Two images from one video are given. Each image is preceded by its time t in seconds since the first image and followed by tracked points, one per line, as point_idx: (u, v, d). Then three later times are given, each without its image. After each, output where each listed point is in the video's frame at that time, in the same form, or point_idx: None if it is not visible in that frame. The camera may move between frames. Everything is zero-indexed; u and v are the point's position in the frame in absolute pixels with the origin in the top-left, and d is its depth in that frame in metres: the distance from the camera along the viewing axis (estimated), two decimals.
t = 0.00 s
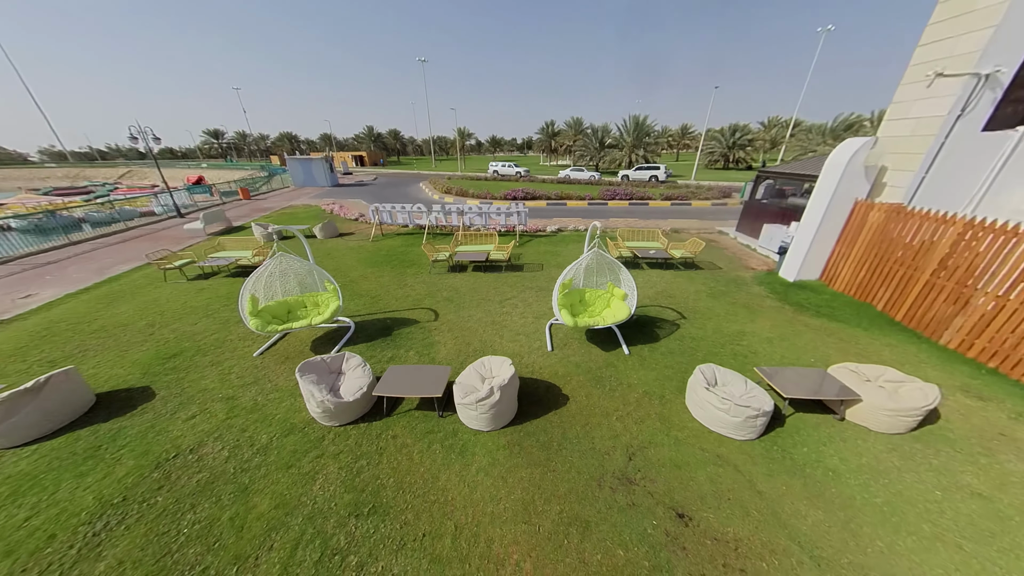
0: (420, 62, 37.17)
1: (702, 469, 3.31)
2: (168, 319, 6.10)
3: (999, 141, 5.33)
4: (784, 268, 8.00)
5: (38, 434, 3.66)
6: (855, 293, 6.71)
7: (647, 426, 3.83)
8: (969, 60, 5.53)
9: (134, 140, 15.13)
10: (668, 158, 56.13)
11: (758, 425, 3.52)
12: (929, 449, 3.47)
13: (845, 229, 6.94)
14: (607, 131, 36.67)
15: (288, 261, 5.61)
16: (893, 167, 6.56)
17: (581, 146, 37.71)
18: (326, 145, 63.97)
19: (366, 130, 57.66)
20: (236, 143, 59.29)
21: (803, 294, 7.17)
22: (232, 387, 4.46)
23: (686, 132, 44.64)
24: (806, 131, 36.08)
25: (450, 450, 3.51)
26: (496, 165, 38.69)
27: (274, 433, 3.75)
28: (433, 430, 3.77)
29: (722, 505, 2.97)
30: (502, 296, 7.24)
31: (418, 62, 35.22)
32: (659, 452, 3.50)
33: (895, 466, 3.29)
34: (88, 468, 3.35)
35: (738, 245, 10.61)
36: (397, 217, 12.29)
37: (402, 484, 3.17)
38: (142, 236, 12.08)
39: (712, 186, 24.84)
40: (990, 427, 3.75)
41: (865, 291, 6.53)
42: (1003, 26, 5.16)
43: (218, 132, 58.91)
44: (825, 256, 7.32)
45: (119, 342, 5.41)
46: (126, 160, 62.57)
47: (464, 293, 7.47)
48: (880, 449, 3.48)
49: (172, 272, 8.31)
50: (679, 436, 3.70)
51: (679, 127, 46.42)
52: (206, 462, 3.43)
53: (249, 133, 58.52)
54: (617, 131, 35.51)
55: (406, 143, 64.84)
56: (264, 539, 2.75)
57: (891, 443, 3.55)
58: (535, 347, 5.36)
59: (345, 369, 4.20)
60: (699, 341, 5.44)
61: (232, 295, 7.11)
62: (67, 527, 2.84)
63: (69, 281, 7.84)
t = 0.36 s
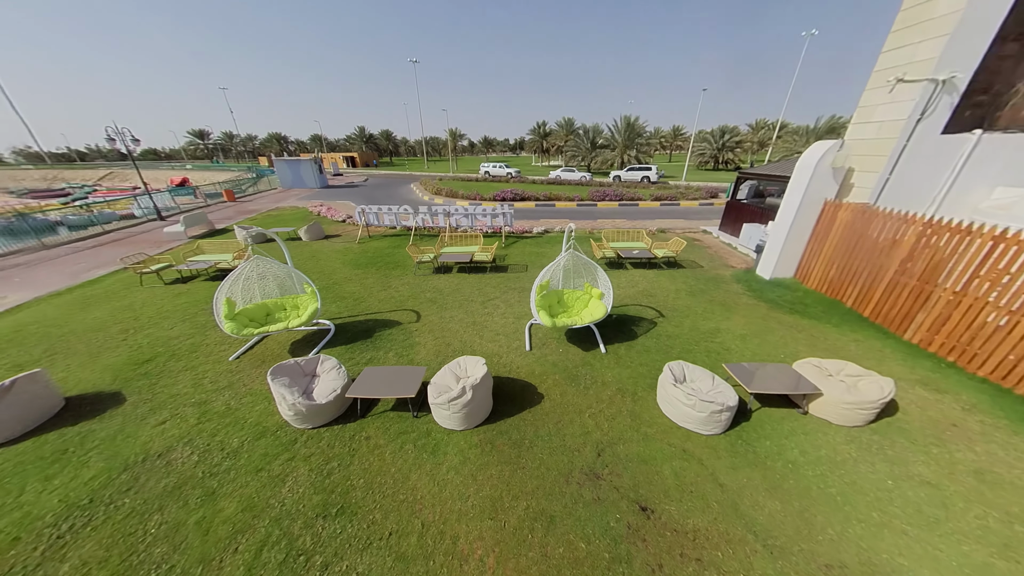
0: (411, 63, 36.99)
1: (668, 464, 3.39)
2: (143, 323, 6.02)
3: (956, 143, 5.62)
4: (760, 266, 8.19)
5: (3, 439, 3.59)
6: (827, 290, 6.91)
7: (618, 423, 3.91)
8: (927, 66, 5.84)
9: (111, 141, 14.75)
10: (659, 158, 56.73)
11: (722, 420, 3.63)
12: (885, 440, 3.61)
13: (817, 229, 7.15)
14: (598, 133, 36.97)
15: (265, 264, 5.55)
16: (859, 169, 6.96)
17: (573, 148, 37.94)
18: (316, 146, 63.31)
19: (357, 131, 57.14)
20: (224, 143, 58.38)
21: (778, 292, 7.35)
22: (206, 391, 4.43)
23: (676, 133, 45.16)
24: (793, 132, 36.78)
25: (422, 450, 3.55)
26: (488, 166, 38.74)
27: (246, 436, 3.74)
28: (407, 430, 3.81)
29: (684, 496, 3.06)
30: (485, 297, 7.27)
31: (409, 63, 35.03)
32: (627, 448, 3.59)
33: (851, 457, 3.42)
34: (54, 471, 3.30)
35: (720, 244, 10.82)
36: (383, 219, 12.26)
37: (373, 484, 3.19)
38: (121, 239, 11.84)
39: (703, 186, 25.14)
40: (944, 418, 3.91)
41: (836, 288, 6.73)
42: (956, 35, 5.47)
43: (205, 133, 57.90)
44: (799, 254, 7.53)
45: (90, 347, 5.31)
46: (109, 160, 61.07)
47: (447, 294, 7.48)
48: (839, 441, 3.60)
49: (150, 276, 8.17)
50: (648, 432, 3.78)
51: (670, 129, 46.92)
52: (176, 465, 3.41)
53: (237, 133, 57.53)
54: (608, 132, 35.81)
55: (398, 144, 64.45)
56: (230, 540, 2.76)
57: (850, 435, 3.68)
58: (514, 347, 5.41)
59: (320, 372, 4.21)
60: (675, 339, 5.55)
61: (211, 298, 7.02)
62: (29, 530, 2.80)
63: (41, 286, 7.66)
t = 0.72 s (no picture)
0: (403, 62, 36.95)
1: (633, 448, 3.59)
2: (128, 322, 6.06)
3: (913, 146, 5.97)
4: (737, 263, 8.48)
5: None
6: (797, 285, 7.22)
7: (589, 411, 4.11)
8: (882, 74, 6.24)
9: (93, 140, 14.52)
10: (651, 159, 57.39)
11: (686, 407, 3.84)
12: (836, 423, 3.86)
13: (789, 227, 7.44)
14: (590, 134, 37.32)
15: (248, 264, 5.61)
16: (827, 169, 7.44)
17: (565, 149, 38.25)
18: (307, 146, 62.81)
19: (349, 131, 56.85)
20: (212, 144, 57.59)
21: (753, 287, 7.63)
22: (190, 386, 4.52)
23: (668, 134, 45.72)
24: (780, 134, 37.53)
25: (400, 440, 3.70)
26: (480, 167, 38.79)
27: (229, 428, 3.85)
28: (387, 421, 3.95)
29: (646, 477, 3.27)
30: (470, 296, 7.43)
31: (401, 63, 34.97)
32: (596, 434, 3.78)
33: (804, 439, 3.65)
34: (38, 465, 3.38)
35: (702, 243, 11.12)
36: (372, 220, 12.35)
37: (351, 471, 3.34)
38: (105, 240, 11.74)
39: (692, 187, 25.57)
40: (893, 402, 4.17)
41: (805, 283, 7.03)
42: (906, 46, 5.86)
43: (192, 133, 57.10)
44: (772, 252, 7.84)
45: (74, 346, 5.36)
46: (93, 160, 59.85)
47: (433, 293, 7.63)
48: (794, 425, 3.84)
49: (134, 276, 8.17)
50: (618, 420, 3.98)
51: (661, 130, 47.51)
52: (160, 456, 3.51)
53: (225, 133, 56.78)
54: (600, 133, 36.16)
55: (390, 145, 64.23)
56: (211, 525, 2.89)
57: (805, 419, 3.92)
58: (495, 343, 5.58)
59: (302, 368, 4.32)
60: (650, 333, 5.77)
61: (196, 298, 7.06)
62: (13, 520, 2.89)
63: (22, 286, 7.62)
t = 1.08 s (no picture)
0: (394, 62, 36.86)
1: (602, 435, 3.79)
2: (110, 324, 6.07)
3: (876, 149, 6.32)
4: (715, 261, 8.75)
5: None
6: (770, 281, 7.53)
7: (563, 402, 4.30)
8: (845, 79, 6.62)
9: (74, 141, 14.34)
10: (642, 160, 58.04)
11: (652, 397, 4.04)
12: (793, 409, 4.11)
13: (763, 226, 7.73)
14: (580, 135, 37.70)
15: (233, 262, 5.66)
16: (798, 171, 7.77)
17: (557, 150, 38.60)
18: (296, 147, 62.20)
19: (339, 132, 56.42)
20: (198, 144, 56.63)
21: (729, 284, 7.91)
22: (173, 385, 4.58)
23: (658, 136, 46.37)
24: (766, 135, 38.36)
25: (379, 432, 3.84)
26: (472, 168, 38.85)
27: (212, 423, 3.95)
28: (367, 414, 4.09)
29: (612, 462, 3.46)
30: (455, 295, 7.57)
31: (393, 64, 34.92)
32: (568, 423, 3.97)
33: (761, 424, 3.89)
34: (19, 463, 3.44)
35: (684, 242, 11.43)
36: (360, 221, 12.40)
37: (331, 461, 3.47)
38: (86, 242, 11.59)
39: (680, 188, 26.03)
40: (848, 389, 4.44)
41: (778, 280, 7.31)
42: (866, 53, 6.23)
43: (177, 133, 56.02)
44: (747, 250, 8.12)
45: (55, 348, 5.37)
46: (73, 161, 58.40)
47: (419, 293, 7.75)
48: (754, 411, 4.08)
49: (117, 279, 8.13)
50: (590, 410, 4.17)
51: (651, 131, 48.16)
52: (143, 452, 3.59)
53: (212, 134, 55.89)
54: (591, 135, 36.56)
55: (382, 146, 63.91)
56: (193, 514, 3.00)
57: (765, 406, 4.16)
58: (476, 340, 5.73)
59: (285, 363, 4.43)
60: (627, 329, 5.98)
61: (180, 299, 7.07)
62: None
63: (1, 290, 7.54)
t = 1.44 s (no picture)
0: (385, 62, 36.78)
1: (576, 422, 3.96)
2: (91, 324, 6.06)
3: (841, 149, 6.73)
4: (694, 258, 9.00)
5: None
6: (745, 277, 7.80)
7: (540, 393, 4.45)
8: (812, 82, 6.82)
9: (54, 142, 14.11)
10: (634, 161, 58.70)
11: (624, 385, 4.22)
12: (757, 396, 4.32)
13: (738, 223, 7.99)
14: (572, 136, 38.07)
15: (216, 262, 5.70)
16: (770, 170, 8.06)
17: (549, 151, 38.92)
18: (286, 147, 61.57)
19: (330, 132, 55.98)
20: (185, 145, 55.72)
21: (708, 279, 8.17)
22: (155, 383, 4.62)
23: (649, 137, 46.96)
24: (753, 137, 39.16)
25: (359, 423, 3.95)
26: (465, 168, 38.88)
27: (194, 418, 4.01)
28: (348, 407, 4.19)
29: (583, 446, 3.64)
30: (440, 293, 7.68)
31: (384, 64, 34.77)
32: (544, 412, 4.12)
33: (726, 410, 4.09)
34: None
35: (667, 240, 11.71)
36: (348, 221, 12.42)
37: (311, 451, 3.58)
38: (68, 244, 11.44)
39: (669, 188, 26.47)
40: (810, 376, 4.67)
41: (753, 276, 7.57)
42: (830, 58, 6.44)
43: (163, 134, 55.02)
44: (724, 247, 8.38)
45: (34, 348, 5.36)
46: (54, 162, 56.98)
47: (404, 290, 7.84)
48: (720, 398, 4.28)
49: (99, 280, 8.08)
50: (565, 399, 4.33)
51: (642, 132, 48.74)
52: (123, 446, 3.65)
53: (199, 134, 55.11)
54: (582, 136, 36.92)
55: (373, 146, 63.54)
56: (172, 504, 3.08)
57: (731, 393, 4.37)
58: (459, 335, 5.86)
59: (267, 358, 4.51)
60: (606, 323, 6.16)
61: (163, 299, 7.07)
62: None
63: None
